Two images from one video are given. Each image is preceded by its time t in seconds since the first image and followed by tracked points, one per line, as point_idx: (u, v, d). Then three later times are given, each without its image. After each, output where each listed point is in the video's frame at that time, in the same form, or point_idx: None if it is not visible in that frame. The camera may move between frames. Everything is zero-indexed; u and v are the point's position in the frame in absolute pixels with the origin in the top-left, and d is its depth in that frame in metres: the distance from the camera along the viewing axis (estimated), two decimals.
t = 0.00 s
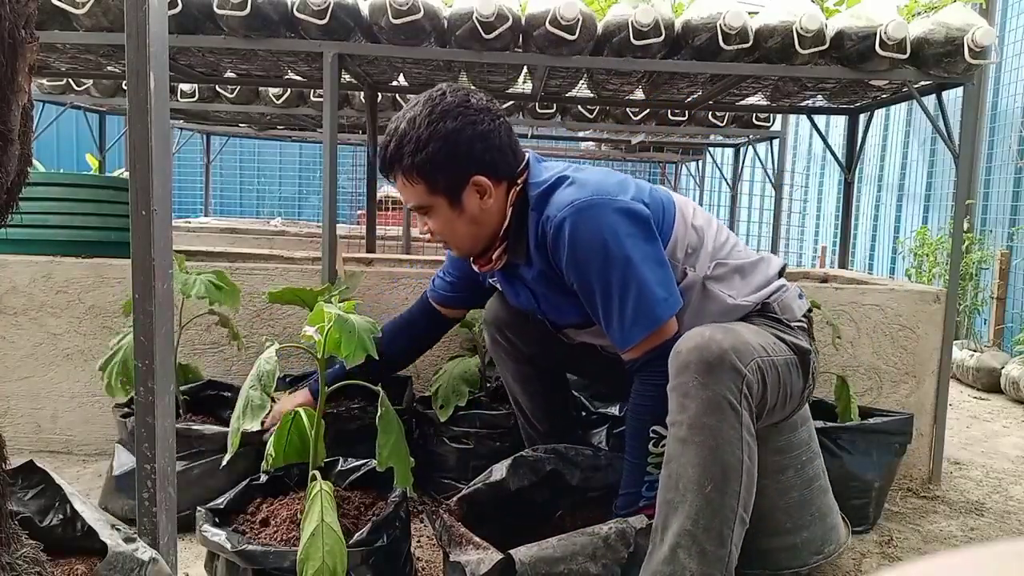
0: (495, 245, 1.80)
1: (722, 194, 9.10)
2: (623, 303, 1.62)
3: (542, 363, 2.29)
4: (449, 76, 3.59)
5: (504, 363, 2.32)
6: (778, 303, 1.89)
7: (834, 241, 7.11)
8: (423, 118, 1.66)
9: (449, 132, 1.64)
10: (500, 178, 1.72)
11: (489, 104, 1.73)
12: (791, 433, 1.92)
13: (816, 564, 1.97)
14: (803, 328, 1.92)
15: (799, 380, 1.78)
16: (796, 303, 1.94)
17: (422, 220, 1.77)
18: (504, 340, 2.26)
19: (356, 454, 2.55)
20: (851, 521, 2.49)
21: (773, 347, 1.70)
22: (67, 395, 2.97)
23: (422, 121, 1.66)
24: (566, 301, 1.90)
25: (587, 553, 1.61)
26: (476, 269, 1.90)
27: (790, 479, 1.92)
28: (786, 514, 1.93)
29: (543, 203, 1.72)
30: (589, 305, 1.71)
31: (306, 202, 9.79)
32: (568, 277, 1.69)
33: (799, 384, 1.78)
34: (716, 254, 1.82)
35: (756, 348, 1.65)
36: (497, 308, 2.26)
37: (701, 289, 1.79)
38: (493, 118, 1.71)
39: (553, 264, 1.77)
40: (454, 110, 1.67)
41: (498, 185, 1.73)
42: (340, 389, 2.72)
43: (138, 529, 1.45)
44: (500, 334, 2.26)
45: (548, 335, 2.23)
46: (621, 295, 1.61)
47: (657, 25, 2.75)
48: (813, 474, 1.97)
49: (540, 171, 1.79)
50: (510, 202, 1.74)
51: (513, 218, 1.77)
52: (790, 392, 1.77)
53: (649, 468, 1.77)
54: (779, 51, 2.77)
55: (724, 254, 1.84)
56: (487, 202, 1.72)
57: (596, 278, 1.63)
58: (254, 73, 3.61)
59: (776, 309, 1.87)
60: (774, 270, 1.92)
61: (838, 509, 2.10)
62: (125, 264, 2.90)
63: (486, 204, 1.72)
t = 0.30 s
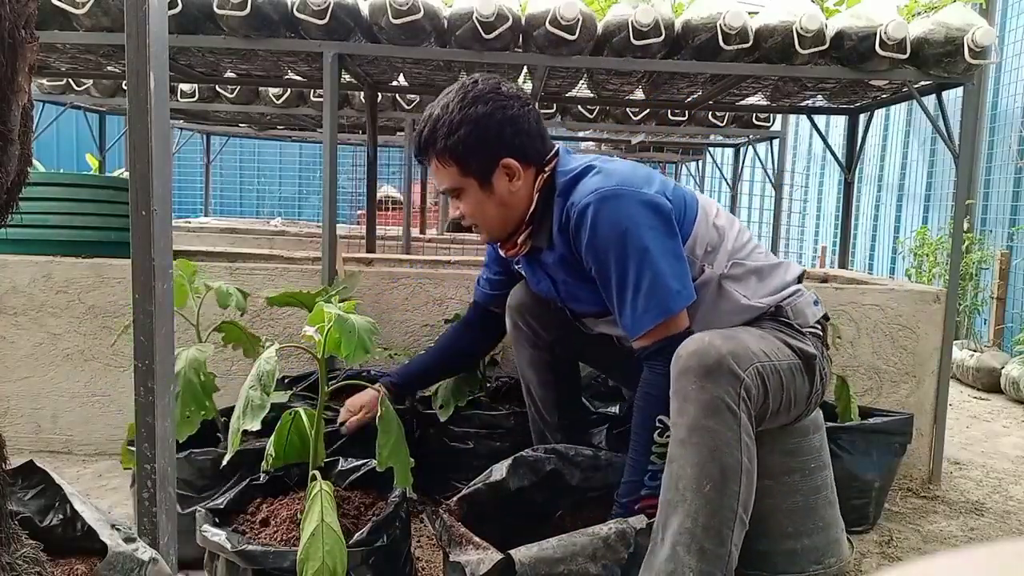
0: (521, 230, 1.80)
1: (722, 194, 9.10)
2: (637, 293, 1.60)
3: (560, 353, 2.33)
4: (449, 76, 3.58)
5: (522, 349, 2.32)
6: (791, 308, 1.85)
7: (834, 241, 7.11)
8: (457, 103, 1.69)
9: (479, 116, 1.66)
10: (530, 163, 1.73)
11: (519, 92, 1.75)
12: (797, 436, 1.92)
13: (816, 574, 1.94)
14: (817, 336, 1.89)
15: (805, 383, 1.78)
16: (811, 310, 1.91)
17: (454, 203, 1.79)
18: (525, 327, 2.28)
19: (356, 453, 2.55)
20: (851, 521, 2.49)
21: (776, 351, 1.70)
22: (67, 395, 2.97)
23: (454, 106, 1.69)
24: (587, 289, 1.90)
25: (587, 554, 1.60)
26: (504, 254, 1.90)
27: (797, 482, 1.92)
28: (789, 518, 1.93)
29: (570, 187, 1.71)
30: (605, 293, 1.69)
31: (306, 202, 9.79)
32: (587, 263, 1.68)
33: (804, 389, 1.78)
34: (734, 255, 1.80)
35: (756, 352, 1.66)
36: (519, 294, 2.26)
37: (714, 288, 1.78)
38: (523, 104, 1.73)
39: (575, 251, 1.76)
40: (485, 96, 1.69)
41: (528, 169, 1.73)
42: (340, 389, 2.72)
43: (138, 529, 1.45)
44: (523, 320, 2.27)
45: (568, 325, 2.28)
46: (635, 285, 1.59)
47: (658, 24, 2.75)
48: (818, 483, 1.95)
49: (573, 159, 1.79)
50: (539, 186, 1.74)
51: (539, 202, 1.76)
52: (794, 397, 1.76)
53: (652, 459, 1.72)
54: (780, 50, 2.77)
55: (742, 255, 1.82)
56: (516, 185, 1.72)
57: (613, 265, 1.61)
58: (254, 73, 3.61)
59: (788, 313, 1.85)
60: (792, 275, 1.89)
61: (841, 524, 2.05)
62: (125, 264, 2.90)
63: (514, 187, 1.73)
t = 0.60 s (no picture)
0: (561, 214, 1.79)
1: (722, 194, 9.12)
2: (677, 277, 1.55)
3: (586, 350, 2.21)
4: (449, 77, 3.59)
5: (544, 344, 2.20)
6: (826, 317, 1.78)
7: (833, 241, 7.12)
8: (502, 85, 1.70)
9: (524, 98, 1.67)
10: (572, 145, 1.74)
11: (562, 77, 1.77)
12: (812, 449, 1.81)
13: None
14: (848, 349, 1.80)
15: (838, 400, 1.70)
16: (846, 322, 1.83)
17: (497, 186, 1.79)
18: (552, 319, 2.17)
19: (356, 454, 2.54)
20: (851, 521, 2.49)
21: (813, 366, 1.63)
22: (67, 395, 2.97)
23: (500, 88, 1.70)
24: (624, 279, 1.84)
25: (589, 554, 1.54)
26: (542, 241, 1.89)
27: (812, 495, 1.81)
28: (798, 528, 1.82)
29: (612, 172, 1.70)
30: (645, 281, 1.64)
31: (306, 202, 9.80)
32: (627, 246, 1.64)
33: (836, 405, 1.71)
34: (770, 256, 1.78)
35: (796, 367, 1.58)
36: (552, 286, 2.18)
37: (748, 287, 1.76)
38: (565, 88, 1.75)
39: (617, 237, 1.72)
40: (529, 79, 1.71)
41: (570, 151, 1.74)
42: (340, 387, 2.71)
43: (138, 529, 1.45)
44: (551, 313, 2.16)
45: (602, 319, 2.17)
46: (677, 267, 1.54)
47: (657, 25, 2.75)
48: (830, 498, 1.84)
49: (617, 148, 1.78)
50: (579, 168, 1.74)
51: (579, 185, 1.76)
52: (826, 412, 1.68)
53: (662, 408, 1.56)
54: (779, 51, 2.77)
55: (778, 258, 1.80)
56: (559, 165, 1.72)
57: (653, 245, 1.57)
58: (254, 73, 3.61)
59: (823, 323, 1.77)
60: (825, 284, 1.85)
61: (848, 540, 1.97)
62: (125, 264, 2.90)
63: (557, 168, 1.73)
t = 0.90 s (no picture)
0: (555, 220, 1.81)
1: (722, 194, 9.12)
2: (629, 284, 1.58)
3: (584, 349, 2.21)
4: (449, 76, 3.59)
5: (542, 343, 2.21)
6: (823, 316, 1.77)
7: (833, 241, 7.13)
8: (491, 97, 1.74)
9: (512, 107, 1.70)
10: (563, 150, 1.75)
11: (551, 85, 1.79)
12: (808, 445, 1.81)
13: None
14: (846, 348, 1.80)
15: (835, 400, 1.69)
16: (842, 319, 1.82)
17: (494, 195, 1.82)
18: (551, 317, 2.19)
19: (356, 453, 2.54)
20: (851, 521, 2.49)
21: (808, 367, 1.62)
22: (67, 395, 2.97)
23: (489, 100, 1.73)
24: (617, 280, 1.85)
25: (595, 557, 1.55)
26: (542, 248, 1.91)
27: (810, 494, 1.81)
28: (797, 527, 1.82)
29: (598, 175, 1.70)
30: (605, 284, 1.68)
31: (306, 202, 9.80)
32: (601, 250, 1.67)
33: (831, 406, 1.69)
34: (763, 256, 1.75)
35: (790, 369, 1.58)
36: (551, 286, 2.21)
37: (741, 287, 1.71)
38: (554, 95, 1.77)
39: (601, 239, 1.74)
40: (517, 89, 1.74)
41: (560, 157, 1.75)
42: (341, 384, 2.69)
43: (138, 529, 1.45)
44: (550, 310, 2.19)
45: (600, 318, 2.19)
46: (632, 277, 1.57)
47: (658, 25, 2.75)
48: (830, 497, 1.83)
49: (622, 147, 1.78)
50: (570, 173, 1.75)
51: (570, 190, 1.76)
52: (821, 413, 1.68)
53: (553, 372, 1.69)
54: (779, 51, 2.77)
55: (771, 259, 1.77)
56: (550, 170, 1.74)
57: (616, 252, 1.60)
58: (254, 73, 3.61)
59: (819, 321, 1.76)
60: (822, 285, 1.84)
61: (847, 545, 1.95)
62: (125, 264, 2.90)
63: (548, 173, 1.74)
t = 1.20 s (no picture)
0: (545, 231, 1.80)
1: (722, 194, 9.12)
2: (585, 288, 1.60)
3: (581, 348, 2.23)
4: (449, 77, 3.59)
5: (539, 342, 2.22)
6: (814, 313, 1.78)
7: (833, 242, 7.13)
8: (469, 115, 1.74)
9: (490, 124, 1.69)
10: (546, 161, 1.75)
11: (528, 98, 1.79)
12: (806, 444, 1.81)
13: None
14: (835, 342, 1.79)
15: (823, 392, 1.68)
16: (834, 316, 1.84)
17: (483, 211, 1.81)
18: (547, 317, 2.20)
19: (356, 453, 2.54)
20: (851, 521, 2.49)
21: (792, 362, 1.61)
22: (67, 395, 2.97)
23: (468, 118, 1.73)
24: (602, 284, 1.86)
25: (595, 557, 1.54)
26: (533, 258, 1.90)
27: (810, 494, 1.81)
28: (796, 526, 1.82)
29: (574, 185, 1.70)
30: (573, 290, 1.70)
31: (306, 202, 9.80)
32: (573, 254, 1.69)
33: (819, 399, 1.68)
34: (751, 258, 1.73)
35: (773, 364, 1.57)
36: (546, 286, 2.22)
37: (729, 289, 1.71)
38: (532, 108, 1.76)
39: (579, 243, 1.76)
40: (494, 105, 1.73)
41: (543, 168, 1.75)
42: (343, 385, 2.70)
43: (138, 529, 1.45)
44: (546, 309, 2.20)
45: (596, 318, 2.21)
46: (590, 282, 1.59)
47: (658, 25, 2.75)
48: (829, 496, 1.83)
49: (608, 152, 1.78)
50: (554, 183, 1.74)
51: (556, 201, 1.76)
52: (810, 406, 1.67)
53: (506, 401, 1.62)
54: (779, 50, 2.77)
55: (761, 259, 1.75)
56: (534, 182, 1.73)
57: (580, 258, 1.61)
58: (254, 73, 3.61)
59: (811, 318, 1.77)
60: (813, 281, 1.83)
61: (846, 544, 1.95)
62: (125, 264, 2.90)
63: (534, 185, 1.74)
